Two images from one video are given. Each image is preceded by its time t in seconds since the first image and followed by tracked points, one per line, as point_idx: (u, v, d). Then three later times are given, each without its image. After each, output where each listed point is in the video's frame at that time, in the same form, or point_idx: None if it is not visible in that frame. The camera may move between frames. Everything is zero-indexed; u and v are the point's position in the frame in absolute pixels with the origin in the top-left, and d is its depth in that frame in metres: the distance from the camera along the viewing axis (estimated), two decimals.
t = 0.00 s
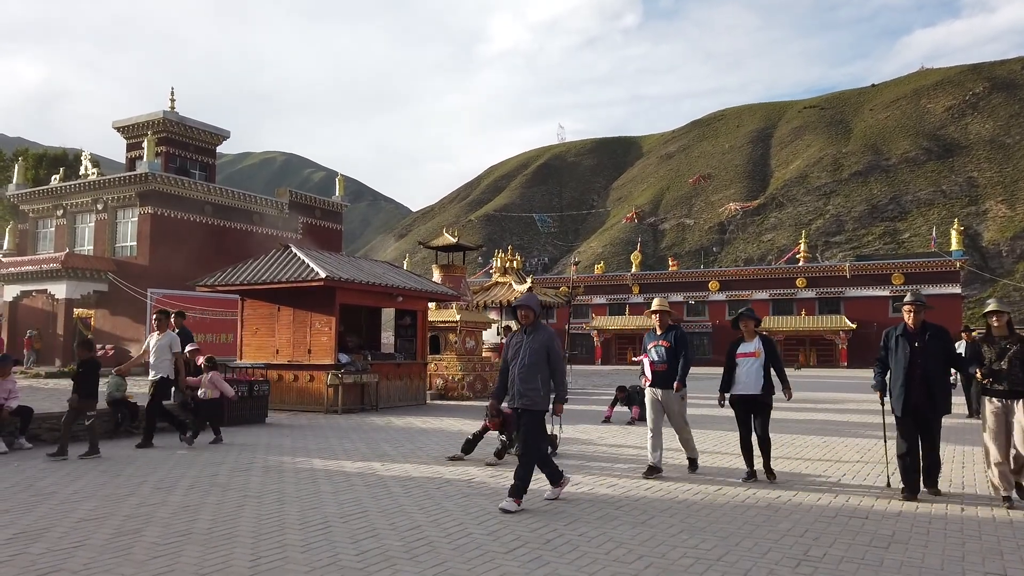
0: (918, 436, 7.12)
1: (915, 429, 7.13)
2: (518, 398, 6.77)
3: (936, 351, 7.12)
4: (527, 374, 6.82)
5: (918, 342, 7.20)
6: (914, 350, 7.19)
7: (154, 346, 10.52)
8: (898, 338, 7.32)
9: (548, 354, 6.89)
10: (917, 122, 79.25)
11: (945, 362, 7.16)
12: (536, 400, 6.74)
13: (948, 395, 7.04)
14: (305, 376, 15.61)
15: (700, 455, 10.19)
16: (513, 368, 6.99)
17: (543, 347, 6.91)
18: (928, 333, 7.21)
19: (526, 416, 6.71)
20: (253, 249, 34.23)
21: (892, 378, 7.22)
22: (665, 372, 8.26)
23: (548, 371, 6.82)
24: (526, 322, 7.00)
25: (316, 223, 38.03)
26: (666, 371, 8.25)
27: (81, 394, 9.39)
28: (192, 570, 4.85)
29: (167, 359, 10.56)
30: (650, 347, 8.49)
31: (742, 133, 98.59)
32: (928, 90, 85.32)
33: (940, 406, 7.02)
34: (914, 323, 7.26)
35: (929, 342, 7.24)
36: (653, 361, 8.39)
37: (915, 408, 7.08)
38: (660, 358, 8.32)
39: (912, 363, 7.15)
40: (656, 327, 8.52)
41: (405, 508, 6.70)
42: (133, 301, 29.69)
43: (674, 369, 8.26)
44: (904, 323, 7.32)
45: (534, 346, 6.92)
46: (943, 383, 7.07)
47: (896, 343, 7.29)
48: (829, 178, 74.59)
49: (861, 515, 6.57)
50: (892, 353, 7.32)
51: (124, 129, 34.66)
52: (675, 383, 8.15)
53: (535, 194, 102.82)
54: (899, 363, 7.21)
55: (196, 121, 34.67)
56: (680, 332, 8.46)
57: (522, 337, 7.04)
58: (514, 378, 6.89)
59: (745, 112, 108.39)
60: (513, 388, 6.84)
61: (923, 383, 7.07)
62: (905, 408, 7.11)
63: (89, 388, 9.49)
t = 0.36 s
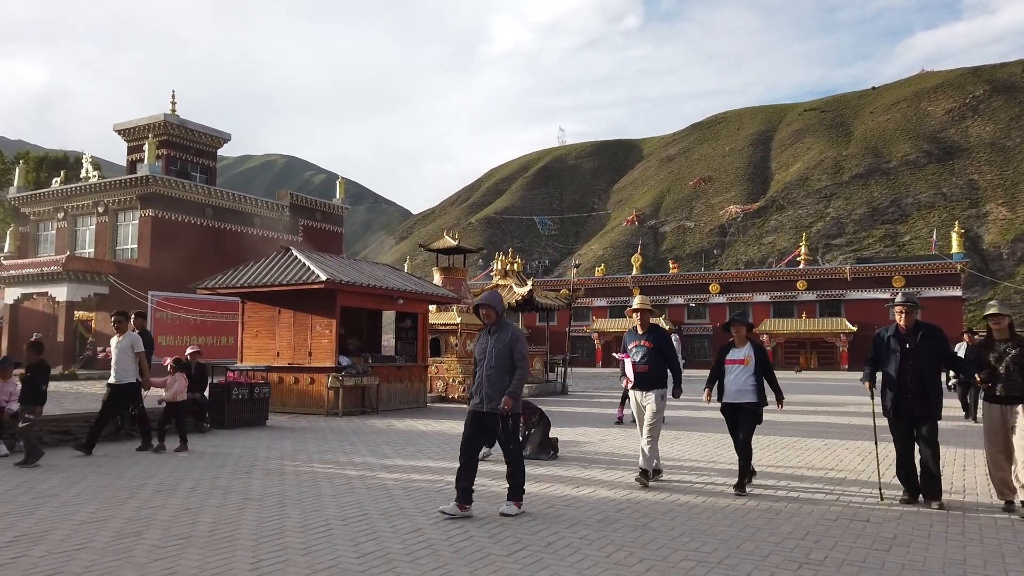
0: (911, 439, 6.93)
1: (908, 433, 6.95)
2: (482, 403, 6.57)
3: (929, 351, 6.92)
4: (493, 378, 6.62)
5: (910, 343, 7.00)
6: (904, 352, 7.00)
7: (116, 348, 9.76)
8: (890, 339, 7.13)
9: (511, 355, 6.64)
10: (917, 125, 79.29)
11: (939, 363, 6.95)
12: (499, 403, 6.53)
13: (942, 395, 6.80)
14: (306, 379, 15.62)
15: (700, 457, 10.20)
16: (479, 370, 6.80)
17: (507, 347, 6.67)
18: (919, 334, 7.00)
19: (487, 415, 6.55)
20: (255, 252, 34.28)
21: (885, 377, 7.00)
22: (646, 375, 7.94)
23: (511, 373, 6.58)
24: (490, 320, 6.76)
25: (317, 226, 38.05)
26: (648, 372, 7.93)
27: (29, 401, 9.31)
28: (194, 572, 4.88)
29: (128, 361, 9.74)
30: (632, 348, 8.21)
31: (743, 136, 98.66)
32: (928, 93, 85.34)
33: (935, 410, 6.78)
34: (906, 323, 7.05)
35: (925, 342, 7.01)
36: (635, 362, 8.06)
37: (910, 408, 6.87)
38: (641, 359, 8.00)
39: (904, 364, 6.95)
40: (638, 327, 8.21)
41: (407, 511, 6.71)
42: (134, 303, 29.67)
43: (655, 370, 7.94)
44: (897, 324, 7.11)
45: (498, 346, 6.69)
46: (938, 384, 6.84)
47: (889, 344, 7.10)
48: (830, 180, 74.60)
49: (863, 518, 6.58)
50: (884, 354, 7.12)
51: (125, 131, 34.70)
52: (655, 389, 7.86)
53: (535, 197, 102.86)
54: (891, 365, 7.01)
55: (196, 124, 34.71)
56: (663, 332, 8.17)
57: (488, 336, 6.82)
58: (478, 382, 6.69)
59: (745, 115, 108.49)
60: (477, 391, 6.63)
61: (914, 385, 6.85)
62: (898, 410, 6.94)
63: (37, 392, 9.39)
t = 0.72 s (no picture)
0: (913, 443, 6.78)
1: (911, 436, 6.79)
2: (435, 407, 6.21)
3: (937, 353, 6.73)
4: (447, 379, 6.25)
5: (919, 345, 6.81)
6: (913, 353, 6.81)
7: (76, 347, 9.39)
8: (898, 339, 6.93)
9: (466, 353, 6.30)
10: (921, 126, 79.15)
11: (947, 364, 6.75)
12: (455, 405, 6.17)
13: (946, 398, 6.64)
14: (309, 380, 15.65)
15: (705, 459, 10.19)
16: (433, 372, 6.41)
17: (462, 345, 6.31)
18: (929, 337, 6.81)
19: (447, 418, 6.18)
20: (259, 253, 34.37)
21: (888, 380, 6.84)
22: (633, 375, 7.67)
23: (467, 372, 6.24)
24: (443, 321, 6.41)
25: (320, 228, 38.12)
26: (632, 373, 7.66)
27: None
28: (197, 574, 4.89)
29: (91, 363, 9.39)
30: (619, 346, 7.92)
31: (746, 138, 98.57)
32: (932, 94, 85.17)
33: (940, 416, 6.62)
34: (916, 324, 6.88)
35: (933, 344, 6.83)
36: (619, 362, 7.78)
37: (912, 411, 6.72)
38: (626, 359, 7.72)
39: (911, 365, 6.76)
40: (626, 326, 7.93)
41: (410, 513, 6.73)
42: (137, 305, 29.72)
43: (640, 372, 7.68)
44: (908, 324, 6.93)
45: (452, 347, 6.33)
46: (941, 387, 6.67)
47: (897, 344, 6.89)
48: (833, 182, 74.49)
49: (866, 521, 6.57)
50: (889, 354, 6.94)
51: (130, 133, 34.80)
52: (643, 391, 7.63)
53: (539, 199, 102.85)
54: (896, 367, 6.83)
55: (201, 126, 34.80)
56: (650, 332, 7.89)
57: (443, 337, 6.45)
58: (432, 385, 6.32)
59: (748, 116, 108.48)
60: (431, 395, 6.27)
61: (919, 387, 6.69)
62: (901, 414, 6.78)
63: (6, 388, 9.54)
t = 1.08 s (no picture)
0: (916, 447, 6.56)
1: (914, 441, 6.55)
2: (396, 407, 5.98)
3: (938, 354, 6.49)
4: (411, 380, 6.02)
5: (917, 346, 6.58)
6: (912, 355, 6.58)
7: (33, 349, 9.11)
8: (896, 341, 6.69)
9: (429, 354, 6.06)
10: (926, 125, 78.91)
11: (951, 365, 6.49)
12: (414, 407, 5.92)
13: (951, 399, 6.41)
14: (314, 380, 15.70)
15: (711, 459, 10.17)
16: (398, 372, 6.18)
17: (428, 347, 6.07)
18: (928, 336, 6.57)
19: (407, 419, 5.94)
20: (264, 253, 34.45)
21: (886, 384, 6.61)
22: (612, 379, 7.46)
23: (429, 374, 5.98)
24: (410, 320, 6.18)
25: (325, 227, 38.18)
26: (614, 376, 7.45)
27: None
28: (203, 572, 4.91)
29: (49, 366, 9.10)
30: (600, 350, 7.70)
31: (751, 137, 98.41)
32: (938, 93, 84.89)
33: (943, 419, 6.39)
34: (913, 323, 6.63)
35: (934, 345, 6.57)
36: (600, 365, 7.57)
37: (915, 418, 6.50)
38: (607, 362, 7.52)
39: (909, 368, 6.53)
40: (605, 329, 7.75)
41: (414, 512, 6.75)
42: (142, 305, 29.70)
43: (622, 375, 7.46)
44: (906, 324, 6.69)
45: (418, 346, 6.10)
46: (945, 389, 6.43)
47: (893, 346, 6.67)
48: (839, 181, 74.27)
49: (870, 520, 6.55)
50: (887, 357, 6.72)
51: (135, 134, 34.91)
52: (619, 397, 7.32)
53: (543, 199, 102.84)
54: (894, 369, 6.62)
55: (206, 126, 34.90)
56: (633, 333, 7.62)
57: (409, 338, 6.23)
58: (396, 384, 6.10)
59: (753, 115, 108.32)
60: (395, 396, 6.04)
61: (919, 390, 6.49)
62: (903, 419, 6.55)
63: None
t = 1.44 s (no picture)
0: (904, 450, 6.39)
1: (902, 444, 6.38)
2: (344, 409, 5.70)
3: (925, 353, 6.34)
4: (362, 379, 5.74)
5: (904, 345, 6.44)
6: (898, 355, 6.43)
7: None
8: (882, 340, 6.55)
9: (381, 354, 5.77)
10: (925, 128, 79.01)
11: (939, 366, 6.35)
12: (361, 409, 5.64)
13: (940, 400, 6.22)
14: (314, 383, 15.72)
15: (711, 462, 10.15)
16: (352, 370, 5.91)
17: (381, 346, 5.79)
18: (915, 335, 6.44)
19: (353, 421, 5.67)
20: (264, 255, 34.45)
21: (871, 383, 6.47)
22: (584, 379, 7.17)
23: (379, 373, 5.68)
24: (367, 319, 5.96)
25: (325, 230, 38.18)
26: (586, 376, 7.16)
27: None
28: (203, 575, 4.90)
29: (1, 368, 8.39)
30: (569, 348, 7.42)
31: (751, 139, 98.51)
32: (937, 96, 85.01)
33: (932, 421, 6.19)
34: (900, 322, 6.49)
35: (922, 345, 6.42)
36: (571, 364, 7.28)
37: (904, 420, 6.30)
38: (578, 361, 7.23)
39: (896, 366, 6.40)
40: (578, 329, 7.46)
41: (414, 515, 6.75)
42: (141, 307, 29.75)
43: (594, 376, 7.18)
44: (892, 324, 6.55)
45: (371, 346, 5.83)
46: (936, 390, 6.23)
47: (880, 346, 6.52)
48: (838, 184, 74.35)
49: (870, 523, 6.56)
50: (873, 355, 6.57)
51: (135, 136, 34.90)
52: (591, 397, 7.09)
53: (543, 202, 102.89)
54: (881, 369, 6.48)
55: (206, 128, 34.88)
56: (606, 333, 7.34)
57: (364, 336, 5.98)
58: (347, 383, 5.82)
59: (753, 118, 108.45)
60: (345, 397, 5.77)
61: (906, 391, 6.32)
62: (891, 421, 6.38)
63: None
